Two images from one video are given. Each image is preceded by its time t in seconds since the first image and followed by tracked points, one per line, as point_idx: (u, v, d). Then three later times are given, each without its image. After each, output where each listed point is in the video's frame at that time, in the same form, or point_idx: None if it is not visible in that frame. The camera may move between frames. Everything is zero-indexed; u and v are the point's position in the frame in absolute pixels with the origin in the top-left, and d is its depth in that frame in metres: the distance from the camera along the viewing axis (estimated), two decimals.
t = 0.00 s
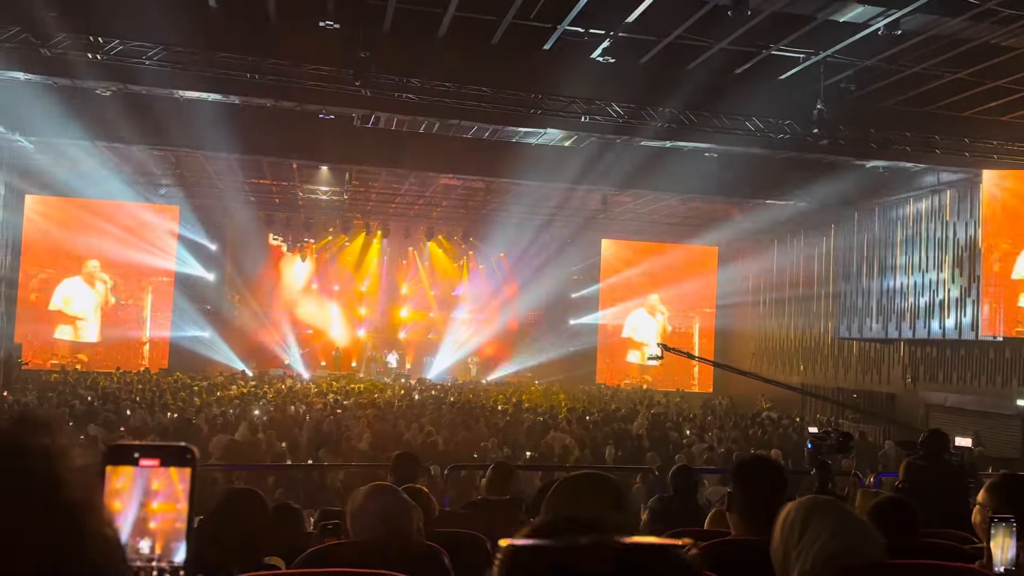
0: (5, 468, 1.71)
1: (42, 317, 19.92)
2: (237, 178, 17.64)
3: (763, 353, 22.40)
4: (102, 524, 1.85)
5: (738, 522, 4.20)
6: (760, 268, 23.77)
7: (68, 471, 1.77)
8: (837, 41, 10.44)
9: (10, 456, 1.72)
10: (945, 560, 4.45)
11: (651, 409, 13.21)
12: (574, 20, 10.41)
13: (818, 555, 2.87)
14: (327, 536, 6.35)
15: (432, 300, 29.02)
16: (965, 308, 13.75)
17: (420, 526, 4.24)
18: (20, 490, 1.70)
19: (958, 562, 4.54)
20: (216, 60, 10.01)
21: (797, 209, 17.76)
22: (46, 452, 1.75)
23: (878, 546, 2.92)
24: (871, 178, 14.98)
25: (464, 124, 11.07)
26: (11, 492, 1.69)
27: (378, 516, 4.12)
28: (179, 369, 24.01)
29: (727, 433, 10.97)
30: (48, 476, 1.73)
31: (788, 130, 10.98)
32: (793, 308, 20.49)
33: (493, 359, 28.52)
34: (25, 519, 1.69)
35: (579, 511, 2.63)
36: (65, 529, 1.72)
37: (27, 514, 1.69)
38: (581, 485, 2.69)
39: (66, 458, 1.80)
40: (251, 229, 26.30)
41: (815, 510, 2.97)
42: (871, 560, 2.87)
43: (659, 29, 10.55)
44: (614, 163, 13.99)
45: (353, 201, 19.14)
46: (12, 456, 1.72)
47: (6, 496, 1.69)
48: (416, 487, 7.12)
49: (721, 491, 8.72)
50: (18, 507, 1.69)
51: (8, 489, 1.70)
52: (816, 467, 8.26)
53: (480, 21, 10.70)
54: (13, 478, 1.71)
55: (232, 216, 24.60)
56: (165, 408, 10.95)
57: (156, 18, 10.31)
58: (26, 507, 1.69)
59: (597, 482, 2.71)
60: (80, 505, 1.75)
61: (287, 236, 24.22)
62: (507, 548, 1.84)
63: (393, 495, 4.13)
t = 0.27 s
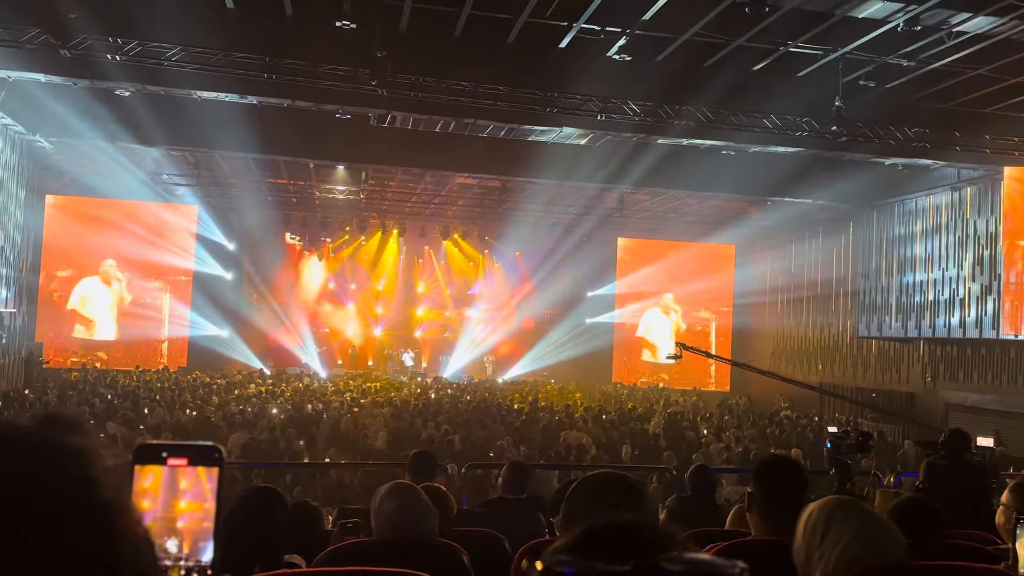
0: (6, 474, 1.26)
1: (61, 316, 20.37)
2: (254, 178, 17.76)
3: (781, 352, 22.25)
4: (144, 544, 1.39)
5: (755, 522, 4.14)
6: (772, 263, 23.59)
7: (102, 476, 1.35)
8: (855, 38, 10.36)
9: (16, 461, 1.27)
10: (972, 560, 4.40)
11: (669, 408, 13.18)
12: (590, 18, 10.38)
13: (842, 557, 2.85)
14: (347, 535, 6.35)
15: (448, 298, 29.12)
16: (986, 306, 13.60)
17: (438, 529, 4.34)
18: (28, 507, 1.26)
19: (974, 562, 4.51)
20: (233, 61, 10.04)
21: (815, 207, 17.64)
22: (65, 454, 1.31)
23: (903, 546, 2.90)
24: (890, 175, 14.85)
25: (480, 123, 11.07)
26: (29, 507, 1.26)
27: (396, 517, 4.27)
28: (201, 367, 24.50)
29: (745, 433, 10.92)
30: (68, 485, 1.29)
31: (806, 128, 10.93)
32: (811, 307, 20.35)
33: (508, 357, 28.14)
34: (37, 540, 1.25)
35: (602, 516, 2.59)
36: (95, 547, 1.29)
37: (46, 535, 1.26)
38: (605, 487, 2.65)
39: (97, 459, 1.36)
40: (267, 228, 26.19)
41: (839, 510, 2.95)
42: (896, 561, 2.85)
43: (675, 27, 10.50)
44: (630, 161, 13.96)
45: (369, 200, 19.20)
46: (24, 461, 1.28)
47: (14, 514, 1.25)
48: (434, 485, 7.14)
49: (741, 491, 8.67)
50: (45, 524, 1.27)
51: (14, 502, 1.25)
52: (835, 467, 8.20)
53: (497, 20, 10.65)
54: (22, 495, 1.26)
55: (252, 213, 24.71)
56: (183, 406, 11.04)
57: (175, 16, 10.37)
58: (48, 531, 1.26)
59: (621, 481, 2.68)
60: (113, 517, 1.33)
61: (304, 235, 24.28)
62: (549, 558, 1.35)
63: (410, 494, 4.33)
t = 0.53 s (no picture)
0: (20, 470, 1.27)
1: (79, 315, 20.33)
2: (268, 177, 17.87)
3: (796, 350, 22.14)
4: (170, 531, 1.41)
5: (771, 522, 4.11)
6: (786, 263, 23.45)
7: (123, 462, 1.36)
8: (871, 35, 10.29)
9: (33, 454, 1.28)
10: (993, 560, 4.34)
11: (683, 407, 13.15)
12: (603, 16, 10.37)
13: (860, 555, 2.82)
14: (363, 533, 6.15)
15: (461, 296, 29.09)
16: (1003, 305, 13.48)
17: (452, 530, 4.44)
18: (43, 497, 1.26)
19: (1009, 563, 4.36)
20: (248, 60, 10.04)
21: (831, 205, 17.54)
22: (78, 441, 1.32)
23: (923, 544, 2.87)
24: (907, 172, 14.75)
25: (493, 121, 11.09)
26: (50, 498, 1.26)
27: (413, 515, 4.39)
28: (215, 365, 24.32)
29: (760, 432, 10.88)
30: (84, 477, 1.29)
31: (821, 124, 10.87)
32: (826, 306, 20.26)
33: (520, 356, 27.99)
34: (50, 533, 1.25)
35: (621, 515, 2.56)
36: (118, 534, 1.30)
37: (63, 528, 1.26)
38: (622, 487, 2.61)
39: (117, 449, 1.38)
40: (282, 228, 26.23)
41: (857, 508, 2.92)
42: (917, 560, 2.82)
43: (689, 24, 10.46)
44: (643, 159, 13.93)
45: (382, 200, 19.26)
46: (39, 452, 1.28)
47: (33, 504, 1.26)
48: (448, 483, 7.15)
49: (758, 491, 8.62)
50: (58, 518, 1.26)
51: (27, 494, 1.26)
52: (851, 467, 8.15)
53: (510, 19, 10.63)
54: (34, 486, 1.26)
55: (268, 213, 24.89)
56: (198, 404, 11.09)
57: (190, 21, 10.51)
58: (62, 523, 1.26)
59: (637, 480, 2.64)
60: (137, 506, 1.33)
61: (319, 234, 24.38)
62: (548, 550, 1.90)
63: (427, 492, 4.47)
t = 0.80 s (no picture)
0: (26, 476, 1.08)
1: (97, 314, 20.46)
2: (283, 176, 17.98)
3: (812, 348, 21.95)
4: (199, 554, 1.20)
5: (789, 522, 4.07)
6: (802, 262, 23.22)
7: (149, 469, 1.19)
8: (887, 31, 10.21)
9: (42, 459, 1.10)
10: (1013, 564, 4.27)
11: (697, 406, 13.10)
12: (616, 13, 10.34)
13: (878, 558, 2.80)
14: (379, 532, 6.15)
15: (475, 295, 29.22)
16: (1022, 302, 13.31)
17: (467, 531, 4.47)
18: (54, 511, 1.07)
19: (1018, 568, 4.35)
20: (263, 60, 10.11)
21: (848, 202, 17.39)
22: (97, 448, 1.13)
23: (944, 547, 2.84)
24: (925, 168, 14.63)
25: (507, 120, 11.15)
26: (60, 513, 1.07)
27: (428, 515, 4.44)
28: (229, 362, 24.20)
29: (776, 431, 10.82)
30: (104, 490, 1.10)
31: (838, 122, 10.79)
32: (843, 304, 20.12)
33: (535, 354, 28.18)
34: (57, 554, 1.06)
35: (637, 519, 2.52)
36: (136, 547, 1.10)
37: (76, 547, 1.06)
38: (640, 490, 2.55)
39: (142, 459, 1.19)
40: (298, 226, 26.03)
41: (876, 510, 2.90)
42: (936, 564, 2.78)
43: (703, 21, 10.42)
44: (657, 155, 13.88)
45: (397, 199, 19.30)
46: (48, 459, 1.10)
47: (45, 518, 1.07)
48: (462, 483, 7.16)
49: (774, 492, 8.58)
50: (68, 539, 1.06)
51: (39, 506, 1.07)
52: (869, 468, 8.07)
53: (523, 17, 10.65)
54: (43, 505, 1.07)
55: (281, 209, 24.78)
56: (214, 402, 11.17)
57: (207, 21, 10.60)
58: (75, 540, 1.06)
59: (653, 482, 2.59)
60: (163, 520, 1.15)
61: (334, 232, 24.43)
62: (565, 550, 1.79)
63: (442, 491, 4.53)
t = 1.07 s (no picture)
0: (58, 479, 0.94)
1: (120, 313, 20.61)
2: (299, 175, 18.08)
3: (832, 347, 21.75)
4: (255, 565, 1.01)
5: (811, 523, 3.97)
6: (819, 260, 23.07)
7: (204, 476, 1.03)
8: (908, 27, 10.15)
9: (79, 463, 0.95)
10: None
11: (713, 404, 13.09)
12: (634, 11, 10.34)
13: (903, 561, 2.73)
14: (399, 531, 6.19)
15: (491, 294, 29.06)
16: None
17: (484, 531, 4.49)
18: (92, 517, 0.92)
19: None
20: (282, 62, 10.46)
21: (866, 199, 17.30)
22: (152, 457, 0.98)
23: (972, 550, 2.76)
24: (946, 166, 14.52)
25: (522, 118, 11.41)
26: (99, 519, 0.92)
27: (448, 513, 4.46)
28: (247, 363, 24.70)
29: (795, 430, 10.79)
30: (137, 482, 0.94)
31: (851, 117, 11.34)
32: (860, 303, 19.97)
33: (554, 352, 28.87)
34: (90, 563, 0.90)
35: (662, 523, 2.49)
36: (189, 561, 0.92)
37: (115, 563, 0.90)
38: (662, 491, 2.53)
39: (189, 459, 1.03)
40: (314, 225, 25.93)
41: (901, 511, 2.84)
42: (964, 567, 2.70)
43: (722, 18, 10.40)
44: (673, 153, 13.88)
45: (412, 198, 19.34)
46: (89, 460, 0.95)
47: (80, 520, 0.91)
48: (482, 483, 7.16)
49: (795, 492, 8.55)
50: (100, 548, 0.90)
51: (72, 514, 0.92)
52: (889, 467, 8.03)
53: (541, 15, 10.68)
54: (79, 509, 0.92)
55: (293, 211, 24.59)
56: (232, 401, 11.24)
57: (224, 20, 10.61)
58: (112, 554, 0.90)
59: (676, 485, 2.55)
60: (220, 528, 0.98)
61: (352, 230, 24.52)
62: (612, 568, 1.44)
63: (461, 490, 4.56)
